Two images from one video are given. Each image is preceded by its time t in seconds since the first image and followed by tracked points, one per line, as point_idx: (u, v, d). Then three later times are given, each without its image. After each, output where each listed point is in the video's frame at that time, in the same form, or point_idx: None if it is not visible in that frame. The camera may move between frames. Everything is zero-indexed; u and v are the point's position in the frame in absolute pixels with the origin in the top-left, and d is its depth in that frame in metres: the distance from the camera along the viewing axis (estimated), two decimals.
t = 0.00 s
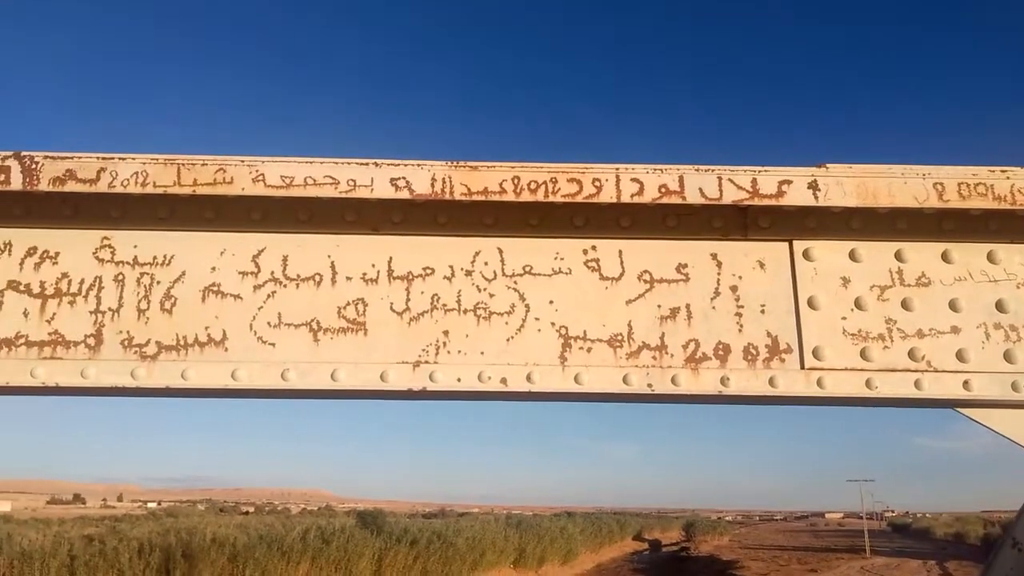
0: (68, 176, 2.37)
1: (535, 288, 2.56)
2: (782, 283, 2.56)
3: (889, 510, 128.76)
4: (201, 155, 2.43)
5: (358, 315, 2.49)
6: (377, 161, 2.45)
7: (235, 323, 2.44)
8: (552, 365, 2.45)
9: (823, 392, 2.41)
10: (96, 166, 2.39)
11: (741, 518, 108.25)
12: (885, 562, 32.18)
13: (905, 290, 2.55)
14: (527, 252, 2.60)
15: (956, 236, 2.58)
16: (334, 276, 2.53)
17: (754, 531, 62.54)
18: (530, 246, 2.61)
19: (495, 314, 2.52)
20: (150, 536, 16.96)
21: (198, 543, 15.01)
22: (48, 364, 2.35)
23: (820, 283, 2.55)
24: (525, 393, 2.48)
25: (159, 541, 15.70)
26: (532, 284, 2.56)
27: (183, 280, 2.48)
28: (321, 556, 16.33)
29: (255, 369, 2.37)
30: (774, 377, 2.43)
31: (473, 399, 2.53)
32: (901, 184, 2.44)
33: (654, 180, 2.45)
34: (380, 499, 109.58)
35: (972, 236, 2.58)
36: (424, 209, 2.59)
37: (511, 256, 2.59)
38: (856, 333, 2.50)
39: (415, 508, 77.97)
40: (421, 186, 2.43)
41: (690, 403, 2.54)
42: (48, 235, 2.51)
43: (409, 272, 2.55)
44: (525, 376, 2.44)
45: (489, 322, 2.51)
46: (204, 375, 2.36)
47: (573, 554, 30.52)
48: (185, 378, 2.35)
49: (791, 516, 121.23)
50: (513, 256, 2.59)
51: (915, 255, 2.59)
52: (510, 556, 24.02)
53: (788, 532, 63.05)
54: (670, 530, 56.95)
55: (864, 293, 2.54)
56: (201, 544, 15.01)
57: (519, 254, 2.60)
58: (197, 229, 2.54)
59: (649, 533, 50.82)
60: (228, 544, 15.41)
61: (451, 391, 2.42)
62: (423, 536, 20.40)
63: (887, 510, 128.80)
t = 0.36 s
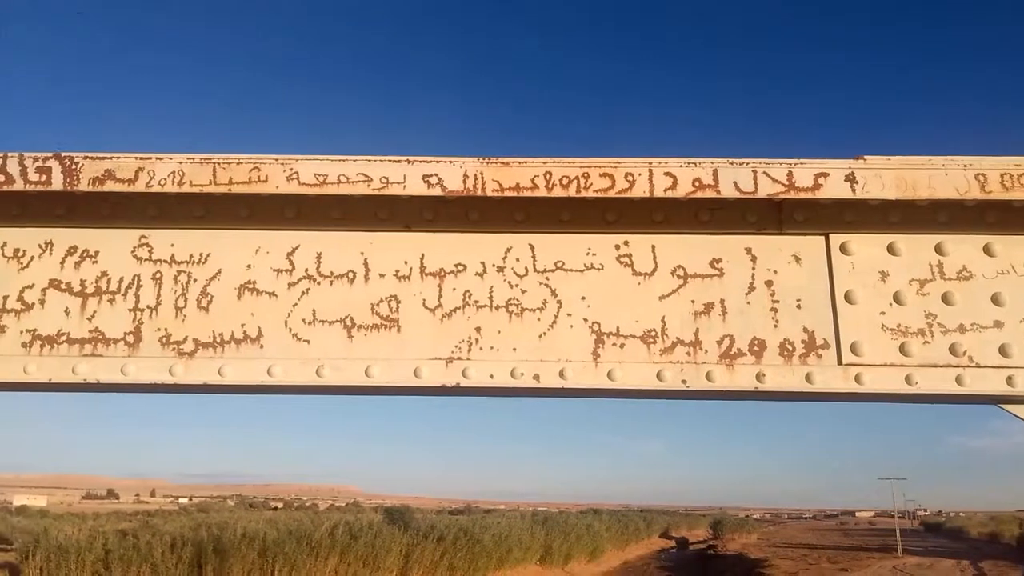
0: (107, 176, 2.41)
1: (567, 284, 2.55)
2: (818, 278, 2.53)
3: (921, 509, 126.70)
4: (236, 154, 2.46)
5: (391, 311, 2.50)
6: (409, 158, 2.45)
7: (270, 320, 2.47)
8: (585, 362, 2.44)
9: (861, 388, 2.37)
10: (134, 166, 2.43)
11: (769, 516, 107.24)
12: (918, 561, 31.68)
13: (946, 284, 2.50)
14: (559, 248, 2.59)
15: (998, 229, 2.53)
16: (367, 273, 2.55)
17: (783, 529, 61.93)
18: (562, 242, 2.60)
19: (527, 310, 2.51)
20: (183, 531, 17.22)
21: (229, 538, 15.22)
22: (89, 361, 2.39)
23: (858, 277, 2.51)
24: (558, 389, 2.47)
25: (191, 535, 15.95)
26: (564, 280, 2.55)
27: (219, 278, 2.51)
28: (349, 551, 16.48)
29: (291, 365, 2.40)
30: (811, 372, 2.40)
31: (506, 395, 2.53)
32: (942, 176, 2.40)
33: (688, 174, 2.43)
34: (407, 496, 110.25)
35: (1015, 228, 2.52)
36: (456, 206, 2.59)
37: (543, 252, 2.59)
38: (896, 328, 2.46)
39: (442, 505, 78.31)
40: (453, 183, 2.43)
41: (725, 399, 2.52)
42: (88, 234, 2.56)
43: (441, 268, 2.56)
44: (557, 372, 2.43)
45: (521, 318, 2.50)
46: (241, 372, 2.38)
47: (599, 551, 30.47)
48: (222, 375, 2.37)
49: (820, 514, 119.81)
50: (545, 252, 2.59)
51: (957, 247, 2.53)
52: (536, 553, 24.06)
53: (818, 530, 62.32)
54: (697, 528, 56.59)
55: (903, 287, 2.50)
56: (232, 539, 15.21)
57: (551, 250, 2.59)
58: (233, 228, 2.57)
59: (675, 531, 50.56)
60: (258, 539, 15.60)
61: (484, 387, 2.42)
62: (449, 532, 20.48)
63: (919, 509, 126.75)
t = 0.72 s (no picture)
0: (145, 175, 2.45)
1: (599, 282, 2.53)
2: (855, 276, 2.49)
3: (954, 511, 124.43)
4: (270, 153, 2.48)
5: (423, 309, 2.51)
6: (441, 156, 2.46)
7: (304, 318, 2.49)
8: (617, 360, 2.43)
9: (900, 388, 2.33)
10: (171, 165, 2.46)
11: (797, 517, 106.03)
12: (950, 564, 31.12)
13: (987, 282, 2.45)
14: (591, 246, 2.58)
15: None
16: (399, 271, 2.56)
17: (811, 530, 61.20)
18: (593, 240, 2.59)
19: (559, 308, 2.50)
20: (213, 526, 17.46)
21: (257, 534, 15.38)
22: (127, 357, 2.43)
23: (896, 275, 2.47)
24: (590, 387, 2.46)
25: (219, 530, 16.16)
26: (595, 278, 2.54)
27: (254, 276, 2.54)
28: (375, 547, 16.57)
29: (325, 363, 2.42)
30: (848, 372, 2.36)
31: (537, 393, 2.52)
32: (984, 172, 2.35)
33: (722, 171, 2.40)
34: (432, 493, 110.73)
35: None
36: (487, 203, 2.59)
37: (574, 249, 2.58)
38: (935, 327, 2.41)
39: (467, 503, 78.52)
40: (485, 180, 2.43)
41: (760, 399, 2.49)
42: (126, 233, 2.60)
43: (472, 266, 2.56)
44: (589, 370, 2.42)
45: (553, 316, 2.50)
46: (276, 369, 2.40)
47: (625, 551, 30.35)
48: (257, 372, 2.39)
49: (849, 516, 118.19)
50: (577, 250, 2.58)
51: (999, 245, 2.48)
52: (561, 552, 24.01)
53: (847, 532, 61.48)
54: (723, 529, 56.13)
55: (944, 285, 2.45)
56: (260, 535, 15.37)
57: (582, 248, 2.58)
58: (267, 226, 2.60)
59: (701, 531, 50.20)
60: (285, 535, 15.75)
61: (515, 385, 2.41)
62: (474, 530, 20.52)
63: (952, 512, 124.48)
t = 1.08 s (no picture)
0: (175, 178, 2.48)
1: (626, 281, 2.52)
2: (887, 272, 2.45)
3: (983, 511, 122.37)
4: (297, 155, 2.50)
5: (450, 309, 2.51)
6: (467, 156, 2.47)
7: (332, 318, 2.51)
8: (645, 359, 2.41)
9: (934, 386, 2.29)
10: (200, 168, 2.49)
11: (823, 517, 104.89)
12: (980, 565, 30.61)
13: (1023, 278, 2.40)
14: (617, 244, 2.57)
15: None
16: (425, 271, 2.57)
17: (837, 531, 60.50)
18: (620, 238, 2.57)
19: (585, 307, 2.50)
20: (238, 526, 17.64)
21: (281, 533, 15.50)
22: (159, 358, 2.46)
23: (929, 271, 2.43)
24: (617, 386, 2.45)
25: (244, 530, 16.31)
26: (622, 276, 2.52)
27: (282, 277, 2.56)
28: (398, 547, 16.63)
29: (353, 363, 2.43)
30: (880, 370, 2.33)
31: (564, 392, 2.52)
32: (1019, 165, 2.31)
33: (751, 167, 2.38)
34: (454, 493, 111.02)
35: None
36: (513, 202, 2.59)
37: (601, 248, 2.57)
38: (970, 323, 2.37)
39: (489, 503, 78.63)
40: (511, 180, 2.43)
41: (790, 397, 2.46)
42: (156, 236, 2.63)
43: (498, 266, 2.56)
44: (617, 369, 2.41)
45: (579, 315, 2.49)
46: (304, 369, 2.42)
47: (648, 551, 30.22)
48: (286, 372, 2.41)
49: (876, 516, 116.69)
50: (603, 248, 2.57)
51: None
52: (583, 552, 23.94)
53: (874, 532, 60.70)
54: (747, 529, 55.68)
55: (979, 281, 2.41)
56: (285, 534, 15.50)
57: (609, 246, 2.57)
58: (294, 227, 2.62)
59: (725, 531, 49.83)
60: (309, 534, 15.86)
61: (543, 385, 2.41)
62: (497, 530, 20.53)
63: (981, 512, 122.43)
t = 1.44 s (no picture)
0: (205, 184, 2.52)
1: (653, 282, 2.51)
2: (919, 271, 2.42)
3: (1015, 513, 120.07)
4: (325, 160, 2.53)
5: (477, 311, 2.52)
6: (493, 159, 2.48)
7: (360, 321, 2.53)
8: (673, 360, 2.40)
9: (969, 386, 2.25)
10: (229, 174, 2.53)
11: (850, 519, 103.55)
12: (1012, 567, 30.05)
13: None
14: (644, 245, 2.56)
15: None
16: (452, 273, 2.58)
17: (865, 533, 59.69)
18: (646, 238, 2.57)
19: (612, 309, 2.49)
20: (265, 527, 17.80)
21: (307, 534, 15.62)
22: (191, 362, 2.49)
23: (963, 270, 2.39)
24: (645, 388, 2.44)
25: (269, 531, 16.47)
26: (649, 277, 2.51)
27: (311, 281, 2.59)
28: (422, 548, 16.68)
29: (381, 365, 2.45)
30: (913, 370, 2.29)
31: (592, 394, 2.51)
32: None
33: (779, 166, 2.36)
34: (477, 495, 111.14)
35: None
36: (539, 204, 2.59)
37: (627, 249, 2.56)
38: (1006, 322, 2.33)
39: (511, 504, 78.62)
40: (537, 182, 2.44)
41: (821, 398, 2.43)
42: (187, 241, 2.67)
43: (525, 268, 2.56)
44: (645, 371, 2.40)
45: (607, 317, 2.48)
46: (333, 371, 2.44)
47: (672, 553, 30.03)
48: (315, 375, 2.43)
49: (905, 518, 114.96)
50: (629, 250, 2.56)
51: None
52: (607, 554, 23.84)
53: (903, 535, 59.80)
54: (773, 531, 55.12)
55: (1014, 279, 2.36)
56: (310, 535, 15.61)
57: (635, 247, 2.56)
58: (322, 231, 2.65)
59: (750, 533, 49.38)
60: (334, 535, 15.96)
61: (571, 387, 2.40)
62: (520, 532, 20.52)
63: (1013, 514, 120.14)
